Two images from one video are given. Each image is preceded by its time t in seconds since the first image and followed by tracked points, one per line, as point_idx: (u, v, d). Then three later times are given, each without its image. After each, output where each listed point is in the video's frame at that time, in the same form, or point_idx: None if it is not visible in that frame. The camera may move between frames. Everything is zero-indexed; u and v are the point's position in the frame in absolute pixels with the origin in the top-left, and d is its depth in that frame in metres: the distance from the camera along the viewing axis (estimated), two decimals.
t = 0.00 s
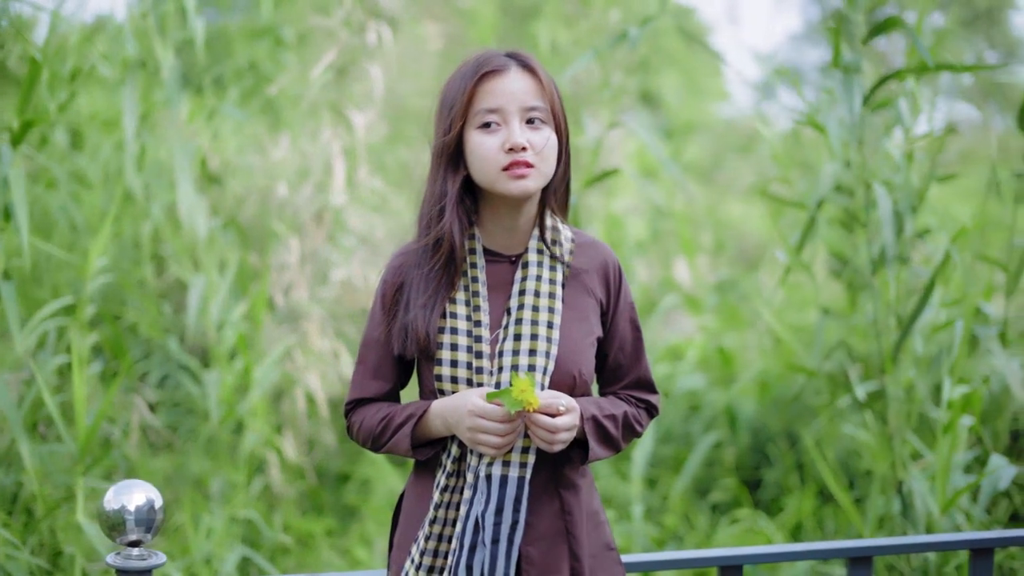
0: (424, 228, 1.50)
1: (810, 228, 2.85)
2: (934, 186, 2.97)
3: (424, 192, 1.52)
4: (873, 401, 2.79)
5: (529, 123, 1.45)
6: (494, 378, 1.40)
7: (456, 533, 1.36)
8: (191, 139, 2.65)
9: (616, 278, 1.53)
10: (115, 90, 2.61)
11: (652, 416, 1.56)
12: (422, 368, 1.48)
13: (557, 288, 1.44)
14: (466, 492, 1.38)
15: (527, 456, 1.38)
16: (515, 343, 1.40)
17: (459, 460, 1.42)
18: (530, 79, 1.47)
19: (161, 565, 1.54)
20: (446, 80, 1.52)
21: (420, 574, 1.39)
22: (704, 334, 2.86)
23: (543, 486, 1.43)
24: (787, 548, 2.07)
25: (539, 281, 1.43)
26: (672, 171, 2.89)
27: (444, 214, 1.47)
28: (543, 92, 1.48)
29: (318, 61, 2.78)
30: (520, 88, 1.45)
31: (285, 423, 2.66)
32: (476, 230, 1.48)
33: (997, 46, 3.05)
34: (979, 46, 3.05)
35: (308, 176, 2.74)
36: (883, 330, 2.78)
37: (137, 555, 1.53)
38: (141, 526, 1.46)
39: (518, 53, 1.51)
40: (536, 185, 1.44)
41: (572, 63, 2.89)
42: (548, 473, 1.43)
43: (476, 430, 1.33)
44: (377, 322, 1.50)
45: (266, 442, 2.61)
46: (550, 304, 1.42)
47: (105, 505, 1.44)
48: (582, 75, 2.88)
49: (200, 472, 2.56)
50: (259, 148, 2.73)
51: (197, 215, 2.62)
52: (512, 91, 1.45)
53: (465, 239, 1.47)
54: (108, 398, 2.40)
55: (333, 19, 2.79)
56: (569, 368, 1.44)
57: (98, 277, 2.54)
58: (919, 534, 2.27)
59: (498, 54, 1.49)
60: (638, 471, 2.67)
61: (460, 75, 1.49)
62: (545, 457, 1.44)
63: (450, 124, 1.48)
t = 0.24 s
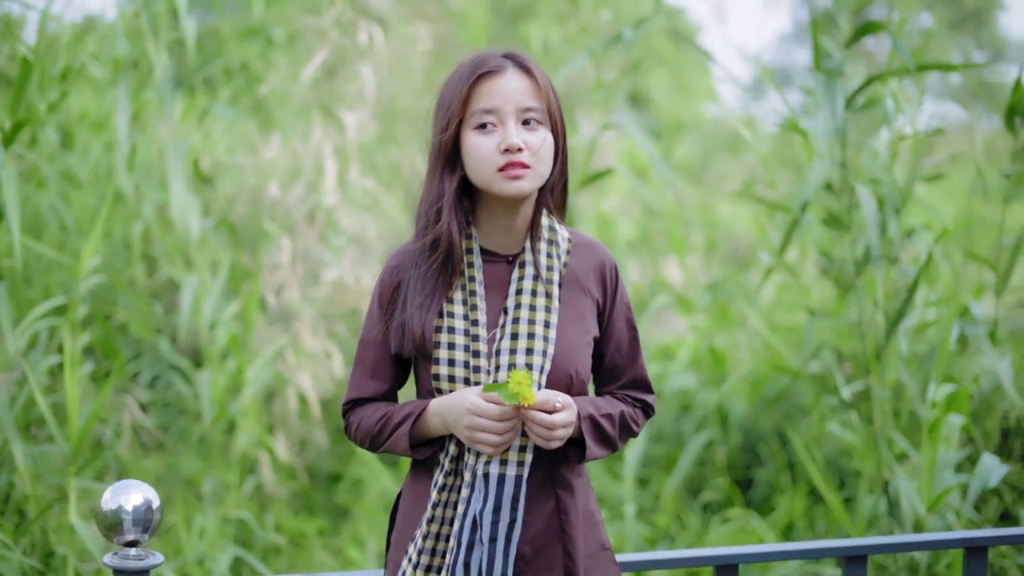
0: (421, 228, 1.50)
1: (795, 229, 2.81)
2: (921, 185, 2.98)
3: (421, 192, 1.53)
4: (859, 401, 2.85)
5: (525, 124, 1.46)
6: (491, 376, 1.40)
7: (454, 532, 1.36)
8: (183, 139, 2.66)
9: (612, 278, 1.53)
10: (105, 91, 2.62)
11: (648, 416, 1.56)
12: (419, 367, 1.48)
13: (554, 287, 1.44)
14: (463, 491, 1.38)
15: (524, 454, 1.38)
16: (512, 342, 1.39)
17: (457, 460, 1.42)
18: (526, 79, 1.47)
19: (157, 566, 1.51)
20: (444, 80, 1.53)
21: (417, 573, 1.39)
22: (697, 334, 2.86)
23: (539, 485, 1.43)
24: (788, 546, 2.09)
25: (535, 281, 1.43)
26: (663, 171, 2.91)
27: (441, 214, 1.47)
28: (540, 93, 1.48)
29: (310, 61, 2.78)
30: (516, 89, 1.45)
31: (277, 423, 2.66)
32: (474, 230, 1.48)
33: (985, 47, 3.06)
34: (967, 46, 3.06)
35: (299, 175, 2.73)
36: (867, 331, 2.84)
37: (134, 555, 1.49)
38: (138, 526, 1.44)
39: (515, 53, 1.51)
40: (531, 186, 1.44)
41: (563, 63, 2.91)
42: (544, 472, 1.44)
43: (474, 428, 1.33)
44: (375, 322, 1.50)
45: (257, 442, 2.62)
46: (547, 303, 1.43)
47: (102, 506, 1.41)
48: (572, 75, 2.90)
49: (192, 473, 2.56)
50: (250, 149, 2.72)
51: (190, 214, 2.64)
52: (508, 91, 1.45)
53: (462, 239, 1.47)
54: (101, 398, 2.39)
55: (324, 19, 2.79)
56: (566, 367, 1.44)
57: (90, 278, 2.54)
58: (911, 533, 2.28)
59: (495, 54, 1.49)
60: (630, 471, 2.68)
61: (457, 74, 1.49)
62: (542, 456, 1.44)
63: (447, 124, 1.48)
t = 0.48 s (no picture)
0: (419, 228, 1.51)
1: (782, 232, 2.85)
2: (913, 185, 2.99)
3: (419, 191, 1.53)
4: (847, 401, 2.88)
5: (522, 124, 1.46)
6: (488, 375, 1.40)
7: (451, 532, 1.37)
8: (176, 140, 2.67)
9: (609, 278, 1.54)
10: (97, 91, 2.62)
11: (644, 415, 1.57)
12: (416, 367, 1.48)
13: (551, 287, 1.45)
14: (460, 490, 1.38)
15: (521, 454, 1.38)
16: (509, 342, 1.40)
17: (454, 459, 1.42)
18: (524, 80, 1.48)
19: (155, 566, 1.50)
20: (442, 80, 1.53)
21: (415, 572, 1.39)
22: (688, 333, 2.87)
23: (536, 485, 1.44)
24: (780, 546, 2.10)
25: (532, 281, 1.44)
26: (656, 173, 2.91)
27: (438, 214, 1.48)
28: (537, 93, 1.48)
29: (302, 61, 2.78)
30: (514, 89, 1.46)
31: (270, 423, 2.66)
32: (470, 230, 1.49)
33: (974, 47, 3.07)
34: (958, 45, 3.07)
35: (290, 175, 2.74)
36: (853, 331, 2.88)
37: (131, 555, 1.49)
38: (136, 527, 1.44)
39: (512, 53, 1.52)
40: (527, 186, 1.45)
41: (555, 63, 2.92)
42: (541, 472, 1.44)
43: (471, 428, 1.34)
44: (372, 322, 1.50)
45: (250, 442, 2.62)
46: (544, 303, 1.43)
47: (100, 506, 1.41)
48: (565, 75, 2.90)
49: (184, 473, 2.56)
50: (242, 148, 2.72)
51: (183, 214, 2.64)
52: (505, 91, 1.46)
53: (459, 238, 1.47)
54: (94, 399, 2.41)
55: (315, 19, 2.80)
56: (562, 367, 1.44)
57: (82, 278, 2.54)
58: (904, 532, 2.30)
59: (493, 54, 1.50)
60: (623, 471, 2.69)
61: (454, 75, 1.50)
62: (538, 456, 1.45)
63: (444, 125, 1.49)
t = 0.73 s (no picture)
0: (417, 228, 1.51)
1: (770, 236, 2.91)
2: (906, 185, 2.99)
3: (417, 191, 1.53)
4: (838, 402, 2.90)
5: (519, 125, 1.47)
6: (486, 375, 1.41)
7: (450, 531, 1.37)
8: (172, 140, 2.66)
9: (606, 278, 1.55)
10: (89, 91, 2.61)
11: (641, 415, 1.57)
12: (415, 367, 1.48)
13: (549, 287, 1.45)
14: (459, 489, 1.38)
15: (519, 454, 1.39)
16: (507, 341, 1.40)
17: (452, 459, 1.43)
18: (522, 80, 1.48)
19: (152, 567, 1.50)
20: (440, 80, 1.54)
21: (414, 572, 1.39)
22: (683, 334, 2.88)
23: (534, 485, 1.44)
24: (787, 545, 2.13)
25: (530, 281, 1.44)
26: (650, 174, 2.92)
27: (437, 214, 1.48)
28: (535, 93, 1.49)
29: (294, 61, 2.78)
30: (511, 90, 1.47)
31: (263, 423, 2.66)
32: (468, 230, 1.49)
33: (966, 47, 3.08)
34: (950, 45, 3.07)
35: (283, 175, 2.74)
36: (842, 332, 2.90)
37: (129, 556, 1.49)
38: (134, 528, 1.44)
39: (510, 53, 1.52)
40: (525, 186, 1.45)
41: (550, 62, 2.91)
42: (539, 472, 1.45)
43: (469, 429, 1.34)
44: (369, 322, 1.50)
45: (244, 443, 2.63)
46: (542, 303, 1.44)
47: (97, 507, 1.41)
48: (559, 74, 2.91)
49: (178, 474, 2.56)
50: (235, 148, 2.71)
51: (180, 214, 2.65)
52: (502, 92, 1.46)
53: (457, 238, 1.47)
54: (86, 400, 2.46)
55: (308, 19, 2.79)
56: (560, 367, 1.45)
57: (78, 278, 2.55)
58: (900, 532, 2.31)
59: (490, 54, 1.50)
60: (617, 470, 2.71)
61: (452, 75, 1.50)
62: (536, 457, 1.45)
63: (442, 125, 1.49)
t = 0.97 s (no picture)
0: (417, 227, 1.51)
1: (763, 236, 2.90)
2: (901, 185, 2.99)
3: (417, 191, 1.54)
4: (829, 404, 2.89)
5: (519, 124, 1.47)
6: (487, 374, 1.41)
7: (452, 531, 1.37)
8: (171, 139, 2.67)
9: (606, 277, 1.55)
10: (85, 91, 2.61)
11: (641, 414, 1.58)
12: (415, 366, 1.49)
13: (550, 286, 1.46)
14: (460, 489, 1.39)
15: (520, 453, 1.39)
16: (508, 340, 1.41)
17: (454, 458, 1.43)
18: (522, 80, 1.48)
19: (152, 567, 1.51)
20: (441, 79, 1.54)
21: (416, 572, 1.40)
22: (680, 333, 2.89)
23: (535, 484, 1.45)
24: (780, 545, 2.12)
25: (531, 280, 1.45)
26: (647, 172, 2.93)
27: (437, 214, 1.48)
28: (535, 92, 1.49)
29: (290, 61, 2.78)
30: (512, 89, 1.47)
31: (260, 423, 2.66)
32: (469, 229, 1.49)
33: (960, 47, 3.09)
34: (944, 45, 3.08)
35: (279, 175, 2.74)
36: (836, 331, 2.90)
37: (129, 556, 1.49)
38: (134, 527, 1.44)
39: (510, 53, 1.52)
40: (524, 186, 1.46)
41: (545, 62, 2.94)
42: (540, 471, 1.45)
43: (470, 428, 1.34)
44: (370, 322, 1.51)
45: (242, 443, 2.63)
46: (543, 302, 1.44)
47: (98, 507, 1.41)
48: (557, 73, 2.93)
49: (176, 474, 2.56)
50: (233, 148, 2.72)
51: (178, 213, 2.64)
52: (502, 91, 1.47)
53: (458, 237, 1.48)
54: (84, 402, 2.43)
55: (302, 18, 2.80)
56: (560, 366, 1.45)
57: (75, 278, 2.55)
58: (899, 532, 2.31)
59: (490, 53, 1.51)
60: (615, 470, 2.72)
61: (452, 75, 1.51)
62: (537, 456, 1.46)
63: (442, 125, 1.49)
